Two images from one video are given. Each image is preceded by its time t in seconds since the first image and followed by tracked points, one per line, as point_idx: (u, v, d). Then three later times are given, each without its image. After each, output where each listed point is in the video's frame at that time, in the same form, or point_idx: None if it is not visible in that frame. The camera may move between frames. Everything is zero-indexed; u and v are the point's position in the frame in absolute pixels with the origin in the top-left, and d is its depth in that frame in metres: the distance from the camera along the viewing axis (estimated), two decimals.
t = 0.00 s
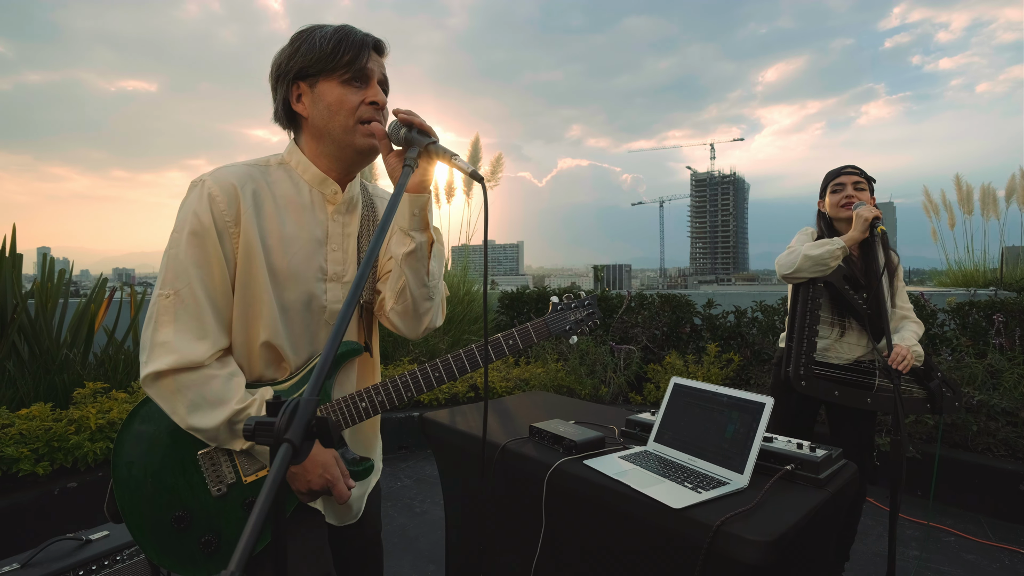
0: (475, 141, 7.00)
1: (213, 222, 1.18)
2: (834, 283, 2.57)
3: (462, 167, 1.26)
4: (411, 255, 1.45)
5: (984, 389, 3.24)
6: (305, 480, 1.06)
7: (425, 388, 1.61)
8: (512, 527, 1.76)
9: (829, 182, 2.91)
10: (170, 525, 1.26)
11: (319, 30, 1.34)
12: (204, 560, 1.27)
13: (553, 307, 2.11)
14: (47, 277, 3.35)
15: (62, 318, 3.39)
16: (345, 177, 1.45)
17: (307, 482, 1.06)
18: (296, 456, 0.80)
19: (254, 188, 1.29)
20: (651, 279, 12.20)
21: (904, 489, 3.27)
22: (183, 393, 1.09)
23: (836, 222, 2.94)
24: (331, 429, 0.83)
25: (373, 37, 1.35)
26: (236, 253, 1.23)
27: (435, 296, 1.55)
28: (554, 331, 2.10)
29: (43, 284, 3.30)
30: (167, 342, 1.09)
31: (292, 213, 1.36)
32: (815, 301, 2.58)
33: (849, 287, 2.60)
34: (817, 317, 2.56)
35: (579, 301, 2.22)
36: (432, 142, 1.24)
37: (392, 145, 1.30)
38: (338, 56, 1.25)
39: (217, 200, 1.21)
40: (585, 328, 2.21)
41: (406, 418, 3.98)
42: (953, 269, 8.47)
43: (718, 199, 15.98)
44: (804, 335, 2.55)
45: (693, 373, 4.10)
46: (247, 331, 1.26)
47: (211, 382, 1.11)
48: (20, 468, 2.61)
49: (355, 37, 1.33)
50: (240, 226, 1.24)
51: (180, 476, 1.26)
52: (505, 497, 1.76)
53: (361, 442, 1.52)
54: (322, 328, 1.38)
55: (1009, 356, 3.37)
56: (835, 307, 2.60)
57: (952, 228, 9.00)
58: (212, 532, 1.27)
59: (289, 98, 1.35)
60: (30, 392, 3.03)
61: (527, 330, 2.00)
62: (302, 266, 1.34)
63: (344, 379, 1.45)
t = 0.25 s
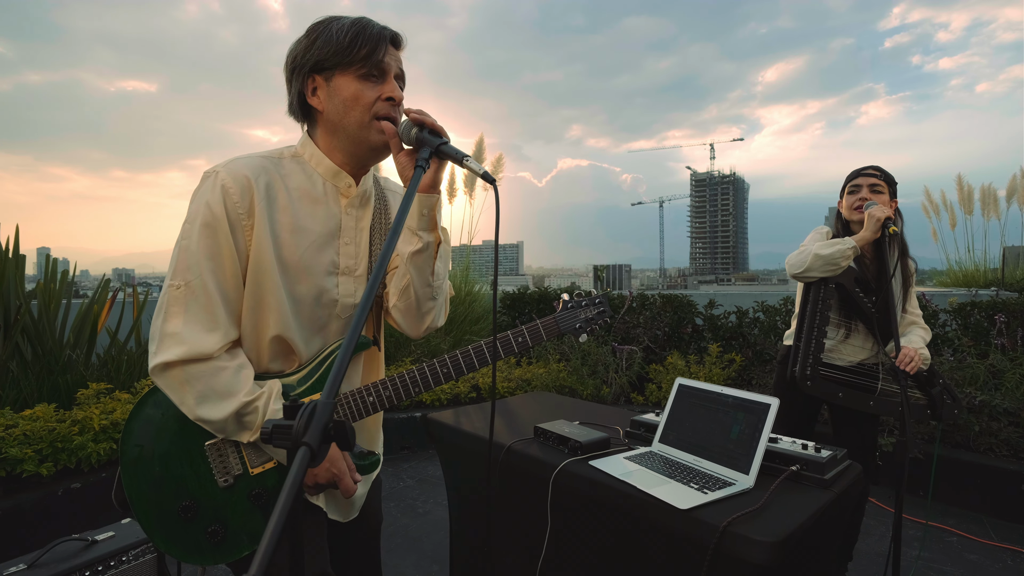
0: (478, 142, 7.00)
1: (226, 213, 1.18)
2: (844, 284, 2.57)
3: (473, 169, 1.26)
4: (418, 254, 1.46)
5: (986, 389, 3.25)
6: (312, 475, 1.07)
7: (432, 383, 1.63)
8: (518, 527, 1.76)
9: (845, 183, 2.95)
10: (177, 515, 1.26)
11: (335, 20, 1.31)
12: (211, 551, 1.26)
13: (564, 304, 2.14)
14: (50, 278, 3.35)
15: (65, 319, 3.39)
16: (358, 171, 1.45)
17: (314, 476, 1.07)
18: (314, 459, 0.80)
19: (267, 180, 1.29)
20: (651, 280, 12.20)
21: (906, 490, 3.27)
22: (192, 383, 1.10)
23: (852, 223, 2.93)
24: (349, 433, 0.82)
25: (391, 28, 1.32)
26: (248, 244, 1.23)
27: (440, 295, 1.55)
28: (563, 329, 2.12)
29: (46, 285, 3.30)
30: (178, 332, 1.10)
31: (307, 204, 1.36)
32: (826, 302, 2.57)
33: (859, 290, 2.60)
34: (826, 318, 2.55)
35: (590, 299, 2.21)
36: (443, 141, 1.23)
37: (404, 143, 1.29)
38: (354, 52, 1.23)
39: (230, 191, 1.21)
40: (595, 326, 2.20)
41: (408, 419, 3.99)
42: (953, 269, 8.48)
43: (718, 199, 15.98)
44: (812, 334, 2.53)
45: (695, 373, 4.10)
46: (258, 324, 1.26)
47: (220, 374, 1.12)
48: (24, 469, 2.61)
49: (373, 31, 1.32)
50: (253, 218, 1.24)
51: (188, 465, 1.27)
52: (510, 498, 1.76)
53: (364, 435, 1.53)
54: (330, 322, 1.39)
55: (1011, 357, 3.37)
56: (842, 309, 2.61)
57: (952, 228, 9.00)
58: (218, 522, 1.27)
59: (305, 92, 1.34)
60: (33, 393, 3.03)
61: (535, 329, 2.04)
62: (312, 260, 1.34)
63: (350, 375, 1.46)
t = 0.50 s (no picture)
0: (477, 142, 7.01)
1: (240, 207, 1.18)
2: (846, 283, 2.59)
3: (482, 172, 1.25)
4: (417, 253, 1.46)
5: (988, 390, 3.25)
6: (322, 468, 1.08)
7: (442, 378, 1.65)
8: (523, 527, 1.76)
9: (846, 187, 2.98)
10: (187, 510, 1.26)
11: (356, 19, 1.31)
12: (221, 545, 1.26)
13: (570, 303, 2.18)
14: (53, 278, 3.35)
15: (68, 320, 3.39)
16: (369, 169, 1.45)
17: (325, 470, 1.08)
18: (329, 461, 0.80)
19: (280, 174, 1.29)
20: (651, 280, 12.20)
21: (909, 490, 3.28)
22: (204, 378, 1.10)
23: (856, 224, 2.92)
24: (364, 436, 0.82)
25: (412, 31, 1.32)
26: (261, 239, 1.23)
27: (437, 295, 1.55)
28: (571, 327, 2.16)
29: (49, 285, 3.30)
30: (190, 327, 1.10)
31: (317, 199, 1.36)
32: (828, 301, 2.60)
33: (861, 289, 2.62)
34: (828, 317, 2.57)
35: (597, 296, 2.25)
36: (450, 143, 1.22)
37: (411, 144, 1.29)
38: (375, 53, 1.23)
39: (243, 185, 1.21)
40: (601, 324, 2.24)
41: (411, 419, 3.99)
42: (954, 270, 8.48)
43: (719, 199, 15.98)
44: (813, 333, 2.56)
45: (697, 374, 4.11)
46: (269, 319, 1.26)
47: (233, 369, 1.12)
48: (28, 470, 2.61)
49: (393, 33, 1.31)
50: (266, 212, 1.24)
51: (198, 460, 1.28)
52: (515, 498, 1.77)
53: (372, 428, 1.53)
54: (340, 318, 1.39)
55: (1013, 357, 3.38)
56: (846, 307, 2.61)
57: (953, 228, 9.01)
58: (229, 516, 1.27)
59: (320, 89, 1.34)
60: (37, 394, 3.04)
61: (543, 326, 2.08)
62: (323, 255, 1.34)
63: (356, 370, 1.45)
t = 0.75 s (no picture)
0: (477, 143, 7.02)
1: (244, 202, 1.18)
2: (836, 282, 2.61)
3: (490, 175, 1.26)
4: (423, 253, 1.46)
5: (991, 390, 3.25)
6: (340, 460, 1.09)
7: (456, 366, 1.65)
8: (530, 527, 1.76)
9: (834, 189, 2.97)
10: (208, 509, 1.26)
11: (372, 18, 1.29)
12: (244, 543, 1.26)
13: (580, 283, 2.26)
14: (57, 279, 3.36)
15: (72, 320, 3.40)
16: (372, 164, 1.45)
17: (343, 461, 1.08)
18: (348, 461, 0.81)
19: (282, 167, 1.29)
20: (652, 280, 12.20)
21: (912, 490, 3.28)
22: (218, 374, 1.11)
23: (846, 226, 2.91)
24: (382, 437, 0.83)
25: (428, 36, 1.32)
26: (266, 233, 1.24)
27: (440, 293, 1.55)
28: (582, 307, 2.25)
29: (53, 286, 3.31)
30: (200, 324, 1.10)
31: (321, 193, 1.36)
32: (819, 298, 2.64)
33: (852, 287, 2.65)
34: (820, 314, 2.60)
35: (606, 277, 2.37)
36: (460, 146, 1.23)
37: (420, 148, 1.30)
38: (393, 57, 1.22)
39: (247, 180, 1.21)
40: (610, 304, 2.37)
41: (414, 419, 4.00)
42: (955, 270, 8.48)
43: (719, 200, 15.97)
44: (807, 328, 2.59)
45: (699, 374, 4.11)
46: (278, 315, 1.27)
47: (245, 364, 1.13)
48: (34, 470, 2.62)
49: (410, 35, 1.31)
50: (270, 206, 1.24)
51: (217, 458, 1.28)
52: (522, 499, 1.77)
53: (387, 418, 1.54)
54: (351, 311, 1.40)
55: (1016, 358, 3.38)
56: (837, 306, 2.63)
57: (955, 228, 9.00)
58: (250, 514, 1.27)
59: (330, 84, 1.32)
60: (42, 394, 3.04)
61: (555, 307, 2.13)
62: (330, 248, 1.35)
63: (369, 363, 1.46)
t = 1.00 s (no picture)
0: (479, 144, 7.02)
1: (257, 204, 1.19)
2: (814, 281, 2.65)
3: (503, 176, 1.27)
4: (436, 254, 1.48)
5: (993, 391, 3.26)
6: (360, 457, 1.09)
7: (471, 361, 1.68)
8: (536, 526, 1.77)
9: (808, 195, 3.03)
10: (230, 511, 1.27)
11: (387, 15, 1.30)
12: (268, 543, 1.27)
13: (589, 274, 2.29)
14: (63, 280, 3.37)
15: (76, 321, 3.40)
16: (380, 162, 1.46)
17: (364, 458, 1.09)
18: (368, 464, 0.82)
19: (292, 167, 1.29)
20: (652, 281, 12.21)
21: (914, 490, 3.29)
22: (237, 378, 1.12)
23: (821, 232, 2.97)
24: (402, 440, 0.84)
25: (440, 36, 1.35)
26: (279, 234, 1.24)
27: (450, 291, 1.56)
28: (590, 299, 2.27)
29: (59, 287, 3.32)
30: (217, 328, 1.11)
31: (331, 191, 1.37)
32: (800, 297, 2.65)
33: (830, 287, 2.69)
34: (802, 311, 2.62)
35: (614, 267, 2.35)
36: (472, 148, 1.25)
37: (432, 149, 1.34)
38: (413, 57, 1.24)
39: (259, 182, 1.22)
40: (619, 295, 2.34)
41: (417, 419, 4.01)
42: (956, 271, 8.48)
43: (719, 200, 15.97)
44: (791, 324, 2.60)
45: (702, 374, 4.12)
46: (293, 316, 1.28)
47: (264, 366, 1.14)
48: (39, 470, 2.63)
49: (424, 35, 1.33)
50: (282, 206, 1.24)
51: (236, 460, 1.29)
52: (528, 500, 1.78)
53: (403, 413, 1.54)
54: (365, 309, 1.41)
55: (1018, 359, 3.38)
56: (817, 304, 2.68)
57: (956, 229, 9.00)
58: (273, 514, 1.28)
59: (344, 80, 1.31)
60: (47, 395, 3.04)
61: (564, 300, 2.20)
62: (342, 247, 1.36)
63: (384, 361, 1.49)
